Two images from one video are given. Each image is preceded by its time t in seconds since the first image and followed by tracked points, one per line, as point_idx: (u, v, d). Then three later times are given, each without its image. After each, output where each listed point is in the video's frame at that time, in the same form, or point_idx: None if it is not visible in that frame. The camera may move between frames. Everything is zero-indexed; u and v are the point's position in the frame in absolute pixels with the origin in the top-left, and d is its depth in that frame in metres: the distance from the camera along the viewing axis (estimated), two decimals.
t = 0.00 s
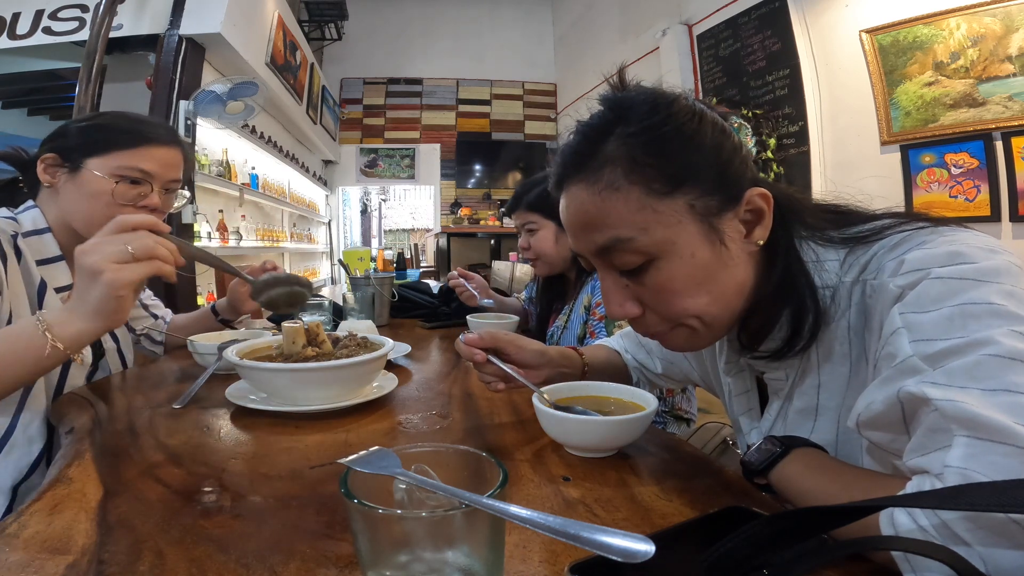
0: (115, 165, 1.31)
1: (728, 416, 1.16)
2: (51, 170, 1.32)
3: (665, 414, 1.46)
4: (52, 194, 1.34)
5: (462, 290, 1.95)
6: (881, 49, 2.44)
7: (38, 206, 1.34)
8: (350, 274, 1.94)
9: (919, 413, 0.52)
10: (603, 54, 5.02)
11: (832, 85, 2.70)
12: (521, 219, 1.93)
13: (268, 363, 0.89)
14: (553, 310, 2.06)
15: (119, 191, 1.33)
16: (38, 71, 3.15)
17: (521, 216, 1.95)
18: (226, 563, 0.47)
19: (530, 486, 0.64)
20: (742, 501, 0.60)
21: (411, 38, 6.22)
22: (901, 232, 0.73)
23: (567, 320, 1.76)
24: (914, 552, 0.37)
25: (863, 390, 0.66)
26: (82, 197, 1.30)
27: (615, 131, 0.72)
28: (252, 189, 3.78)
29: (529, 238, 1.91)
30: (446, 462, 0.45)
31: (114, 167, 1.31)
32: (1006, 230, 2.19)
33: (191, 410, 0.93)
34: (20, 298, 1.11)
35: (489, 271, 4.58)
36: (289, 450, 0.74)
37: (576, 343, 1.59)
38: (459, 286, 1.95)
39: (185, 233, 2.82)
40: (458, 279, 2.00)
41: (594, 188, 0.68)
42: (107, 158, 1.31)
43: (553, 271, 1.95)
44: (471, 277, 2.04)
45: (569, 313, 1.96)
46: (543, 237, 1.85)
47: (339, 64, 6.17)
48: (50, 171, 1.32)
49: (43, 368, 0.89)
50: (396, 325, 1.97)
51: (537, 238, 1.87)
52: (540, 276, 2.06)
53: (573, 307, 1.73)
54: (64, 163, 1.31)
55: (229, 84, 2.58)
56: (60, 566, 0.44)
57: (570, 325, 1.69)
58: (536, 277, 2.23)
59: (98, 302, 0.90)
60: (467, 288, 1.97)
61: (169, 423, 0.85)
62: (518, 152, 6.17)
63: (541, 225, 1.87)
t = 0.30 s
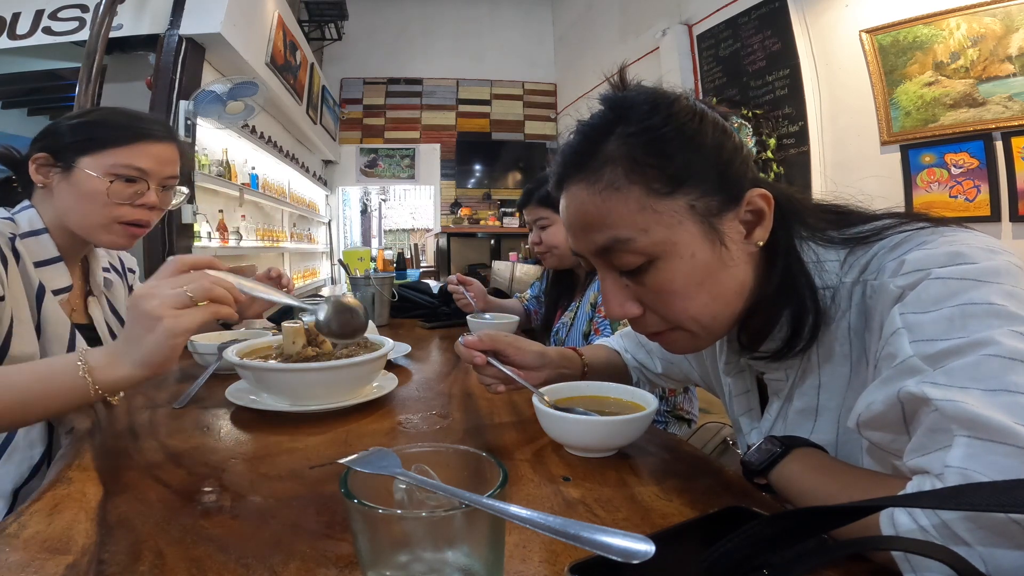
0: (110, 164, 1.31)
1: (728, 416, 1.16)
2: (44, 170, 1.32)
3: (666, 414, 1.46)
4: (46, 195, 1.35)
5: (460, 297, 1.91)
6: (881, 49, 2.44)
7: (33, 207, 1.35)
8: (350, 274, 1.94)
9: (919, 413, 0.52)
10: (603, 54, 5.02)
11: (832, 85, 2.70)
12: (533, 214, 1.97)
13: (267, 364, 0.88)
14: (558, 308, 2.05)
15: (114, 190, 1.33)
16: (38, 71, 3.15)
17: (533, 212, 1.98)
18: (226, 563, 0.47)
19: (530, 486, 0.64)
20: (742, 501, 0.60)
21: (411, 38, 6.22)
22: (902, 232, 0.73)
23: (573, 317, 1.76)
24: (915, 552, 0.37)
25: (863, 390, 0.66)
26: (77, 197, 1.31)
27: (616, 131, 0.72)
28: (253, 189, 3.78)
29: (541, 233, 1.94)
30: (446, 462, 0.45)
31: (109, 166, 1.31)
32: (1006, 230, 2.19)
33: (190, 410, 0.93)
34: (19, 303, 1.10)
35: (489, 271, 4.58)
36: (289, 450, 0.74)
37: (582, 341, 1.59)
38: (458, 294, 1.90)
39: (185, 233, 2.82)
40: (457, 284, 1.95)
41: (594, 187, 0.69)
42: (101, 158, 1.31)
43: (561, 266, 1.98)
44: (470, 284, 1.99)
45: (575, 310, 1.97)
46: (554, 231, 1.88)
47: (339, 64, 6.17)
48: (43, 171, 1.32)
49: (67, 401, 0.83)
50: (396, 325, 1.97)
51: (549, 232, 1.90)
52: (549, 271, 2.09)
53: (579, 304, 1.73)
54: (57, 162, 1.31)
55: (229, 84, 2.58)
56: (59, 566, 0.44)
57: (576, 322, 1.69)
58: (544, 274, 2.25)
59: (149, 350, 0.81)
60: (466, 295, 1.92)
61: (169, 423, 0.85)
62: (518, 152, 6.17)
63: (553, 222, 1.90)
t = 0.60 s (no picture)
0: (111, 165, 1.31)
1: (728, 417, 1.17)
2: (44, 171, 1.32)
3: (666, 414, 1.46)
4: (46, 195, 1.34)
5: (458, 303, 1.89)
6: (881, 49, 2.44)
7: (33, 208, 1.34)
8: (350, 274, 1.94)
9: (919, 413, 0.52)
10: (603, 54, 5.02)
11: (831, 85, 2.70)
12: (536, 213, 1.97)
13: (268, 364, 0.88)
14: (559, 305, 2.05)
15: (116, 192, 1.33)
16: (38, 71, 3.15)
17: (535, 212, 1.97)
18: (226, 563, 0.47)
19: (530, 486, 0.64)
20: (742, 501, 0.60)
21: (411, 38, 6.23)
22: (902, 232, 0.73)
23: (574, 315, 1.76)
24: (915, 552, 0.37)
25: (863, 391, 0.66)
26: (77, 197, 1.31)
27: (617, 130, 0.72)
28: (253, 189, 3.78)
29: (543, 232, 1.93)
30: (445, 462, 0.45)
31: (110, 167, 1.31)
32: (1006, 230, 2.19)
33: (190, 410, 0.93)
34: (19, 306, 1.10)
35: (489, 271, 4.58)
36: (288, 451, 0.74)
37: (583, 340, 1.59)
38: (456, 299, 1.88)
39: (185, 233, 2.82)
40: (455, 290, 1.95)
41: (594, 186, 0.69)
42: (102, 159, 1.31)
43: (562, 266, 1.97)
44: (466, 289, 2.00)
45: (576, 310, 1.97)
46: (557, 230, 1.87)
47: (339, 64, 6.17)
48: (43, 172, 1.32)
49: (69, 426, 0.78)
50: (396, 325, 1.97)
51: (552, 232, 1.89)
52: (551, 270, 2.08)
53: (580, 302, 1.73)
54: (57, 164, 1.31)
55: (229, 84, 2.58)
56: (59, 566, 0.44)
57: (577, 321, 1.69)
58: (546, 274, 2.25)
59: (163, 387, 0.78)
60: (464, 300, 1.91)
61: (169, 423, 0.85)
62: (518, 152, 6.17)
63: (555, 221, 1.89)
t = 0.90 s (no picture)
0: (110, 167, 1.31)
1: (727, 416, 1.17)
2: (43, 170, 1.32)
3: (666, 414, 1.46)
4: (43, 194, 1.34)
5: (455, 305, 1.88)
6: (881, 49, 2.44)
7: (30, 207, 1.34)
8: (350, 274, 1.94)
9: (918, 413, 0.52)
10: (603, 54, 5.02)
11: (831, 85, 2.70)
12: (536, 213, 1.94)
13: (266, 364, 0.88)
14: (560, 304, 2.05)
15: (115, 195, 1.33)
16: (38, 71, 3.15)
17: (535, 211, 1.95)
18: (226, 563, 0.47)
19: (530, 486, 0.64)
20: (742, 501, 0.60)
21: (411, 38, 6.23)
22: (902, 231, 0.73)
23: (574, 315, 1.76)
24: (914, 552, 0.37)
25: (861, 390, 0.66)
26: (74, 198, 1.31)
27: (636, 105, 0.73)
28: (253, 189, 3.79)
29: (544, 232, 1.91)
30: (446, 462, 0.45)
31: (109, 169, 1.31)
32: (1006, 230, 2.19)
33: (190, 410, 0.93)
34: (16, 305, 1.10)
35: (489, 271, 4.59)
36: (289, 451, 0.74)
37: (582, 340, 1.59)
38: (454, 302, 1.88)
39: (185, 233, 2.82)
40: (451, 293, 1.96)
41: (594, 151, 0.74)
42: (101, 160, 1.31)
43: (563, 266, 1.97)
44: (464, 291, 2.03)
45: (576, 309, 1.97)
46: (558, 229, 1.86)
47: (339, 64, 6.17)
48: (42, 171, 1.32)
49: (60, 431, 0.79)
50: (396, 325, 1.97)
51: (553, 231, 1.88)
52: (551, 270, 2.07)
53: (579, 302, 1.74)
54: (56, 163, 1.31)
55: (229, 84, 2.58)
56: (59, 566, 0.44)
57: (576, 321, 1.69)
58: (546, 274, 2.25)
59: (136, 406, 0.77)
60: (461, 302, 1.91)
61: (169, 423, 0.85)
62: (518, 152, 6.17)
63: (557, 220, 1.87)
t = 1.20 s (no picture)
0: (127, 182, 1.32)
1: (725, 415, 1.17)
2: (54, 175, 1.29)
3: (666, 414, 1.46)
4: (51, 196, 1.32)
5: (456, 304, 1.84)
6: (881, 49, 2.44)
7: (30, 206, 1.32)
8: (350, 274, 1.94)
9: (917, 412, 0.52)
10: (603, 55, 5.02)
11: (832, 85, 2.70)
12: (538, 208, 1.96)
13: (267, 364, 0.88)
14: (560, 304, 2.05)
15: (128, 209, 1.35)
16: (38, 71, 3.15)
17: (539, 206, 1.97)
18: (226, 563, 0.47)
19: (530, 486, 0.64)
20: (743, 501, 0.60)
21: (411, 38, 6.23)
22: (903, 231, 0.72)
23: (573, 316, 1.76)
24: (915, 552, 0.37)
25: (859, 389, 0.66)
26: (86, 206, 1.31)
27: (659, 91, 0.76)
28: (253, 189, 3.79)
29: (545, 228, 1.92)
30: (446, 462, 0.45)
31: (124, 184, 1.32)
32: (1006, 230, 2.19)
33: (190, 410, 0.93)
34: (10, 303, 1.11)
35: (489, 271, 4.59)
36: (289, 451, 0.74)
37: (582, 340, 1.59)
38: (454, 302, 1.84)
39: (185, 233, 2.82)
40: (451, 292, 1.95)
41: (609, 132, 0.77)
42: (119, 173, 1.32)
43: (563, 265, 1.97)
44: (464, 291, 2.02)
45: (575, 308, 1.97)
46: (560, 225, 1.87)
47: (339, 64, 6.17)
48: (53, 175, 1.29)
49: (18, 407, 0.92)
50: (396, 325, 1.97)
51: (555, 227, 1.88)
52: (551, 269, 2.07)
53: (579, 303, 1.74)
54: (71, 170, 1.29)
55: (229, 84, 2.58)
56: (59, 566, 0.44)
57: (575, 321, 1.69)
58: (546, 274, 2.25)
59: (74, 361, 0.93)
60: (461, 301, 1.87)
61: (169, 423, 0.85)
62: (518, 153, 6.17)
63: (559, 215, 1.88)
